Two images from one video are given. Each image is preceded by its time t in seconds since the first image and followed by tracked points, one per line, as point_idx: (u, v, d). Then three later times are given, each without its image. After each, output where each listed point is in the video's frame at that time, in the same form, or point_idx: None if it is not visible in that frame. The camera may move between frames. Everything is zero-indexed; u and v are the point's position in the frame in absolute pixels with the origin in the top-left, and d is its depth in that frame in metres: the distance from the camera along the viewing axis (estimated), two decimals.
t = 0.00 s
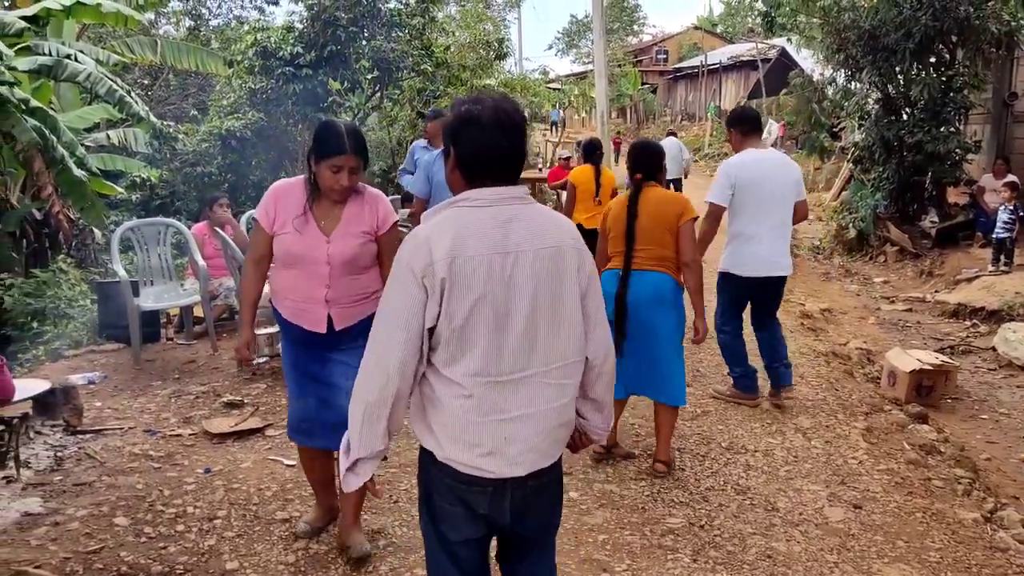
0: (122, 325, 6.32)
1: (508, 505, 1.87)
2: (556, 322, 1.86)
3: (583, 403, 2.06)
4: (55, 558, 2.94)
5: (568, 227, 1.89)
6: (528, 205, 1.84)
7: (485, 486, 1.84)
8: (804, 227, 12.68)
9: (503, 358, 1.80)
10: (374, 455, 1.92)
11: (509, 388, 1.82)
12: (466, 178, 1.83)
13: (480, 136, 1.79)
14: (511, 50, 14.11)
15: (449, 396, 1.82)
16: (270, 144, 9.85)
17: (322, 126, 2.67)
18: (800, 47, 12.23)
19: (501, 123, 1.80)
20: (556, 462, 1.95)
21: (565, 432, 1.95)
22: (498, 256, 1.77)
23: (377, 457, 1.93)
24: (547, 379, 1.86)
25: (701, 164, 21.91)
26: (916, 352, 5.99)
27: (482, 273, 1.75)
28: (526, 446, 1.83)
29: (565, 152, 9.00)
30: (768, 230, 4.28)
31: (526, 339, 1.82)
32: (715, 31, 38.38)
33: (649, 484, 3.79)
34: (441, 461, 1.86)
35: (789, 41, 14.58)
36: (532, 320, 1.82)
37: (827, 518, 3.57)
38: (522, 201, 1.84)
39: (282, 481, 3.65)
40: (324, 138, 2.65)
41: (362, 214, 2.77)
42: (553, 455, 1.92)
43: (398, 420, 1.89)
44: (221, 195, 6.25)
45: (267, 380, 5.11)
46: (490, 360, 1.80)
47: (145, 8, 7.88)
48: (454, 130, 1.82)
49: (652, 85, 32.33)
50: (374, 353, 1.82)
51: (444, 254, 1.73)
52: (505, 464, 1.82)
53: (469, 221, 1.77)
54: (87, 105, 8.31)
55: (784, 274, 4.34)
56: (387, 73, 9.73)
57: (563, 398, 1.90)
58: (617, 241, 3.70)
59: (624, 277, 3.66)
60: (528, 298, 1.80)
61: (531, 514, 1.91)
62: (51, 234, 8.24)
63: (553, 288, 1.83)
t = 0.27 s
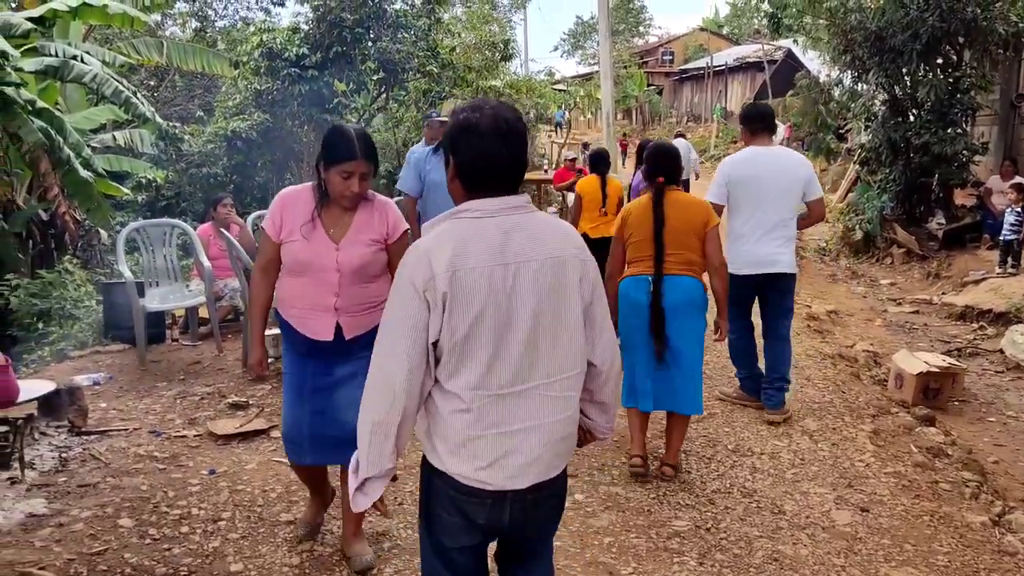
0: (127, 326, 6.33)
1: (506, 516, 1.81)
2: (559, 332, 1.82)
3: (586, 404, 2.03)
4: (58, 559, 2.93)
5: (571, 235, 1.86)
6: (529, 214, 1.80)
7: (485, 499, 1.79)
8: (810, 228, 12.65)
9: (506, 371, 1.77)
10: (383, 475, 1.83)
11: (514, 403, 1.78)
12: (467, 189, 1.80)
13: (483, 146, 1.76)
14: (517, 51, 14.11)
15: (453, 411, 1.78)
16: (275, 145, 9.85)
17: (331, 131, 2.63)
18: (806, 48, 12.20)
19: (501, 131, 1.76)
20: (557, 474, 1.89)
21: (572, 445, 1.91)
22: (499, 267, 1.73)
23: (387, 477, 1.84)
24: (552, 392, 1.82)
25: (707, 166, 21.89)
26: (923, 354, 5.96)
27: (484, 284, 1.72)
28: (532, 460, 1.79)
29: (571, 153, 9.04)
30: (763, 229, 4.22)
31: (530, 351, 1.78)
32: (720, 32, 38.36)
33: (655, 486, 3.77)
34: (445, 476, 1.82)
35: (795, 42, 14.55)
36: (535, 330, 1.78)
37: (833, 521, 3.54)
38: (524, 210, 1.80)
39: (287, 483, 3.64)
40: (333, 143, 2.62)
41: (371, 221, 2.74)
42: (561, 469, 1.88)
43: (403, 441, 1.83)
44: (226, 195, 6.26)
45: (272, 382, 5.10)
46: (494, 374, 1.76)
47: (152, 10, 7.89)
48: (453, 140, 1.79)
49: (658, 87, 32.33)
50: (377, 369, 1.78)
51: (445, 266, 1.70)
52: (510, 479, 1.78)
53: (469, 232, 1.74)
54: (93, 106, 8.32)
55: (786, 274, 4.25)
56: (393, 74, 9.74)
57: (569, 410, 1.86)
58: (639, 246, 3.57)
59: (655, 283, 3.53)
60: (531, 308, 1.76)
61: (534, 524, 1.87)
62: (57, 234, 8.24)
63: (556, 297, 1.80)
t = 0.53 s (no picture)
0: (131, 326, 6.34)
1: (531, 498, 1.85)
2: (584, 322, 1.84)
3: (611, 401, 2.01)
4: (62, 560, 2.93)
5: (599, 227, 1.87)
6: (557, 207, 1.82)
7: (511, 479, 1.83)
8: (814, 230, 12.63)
9: (530, 359, 1.79)
10: (420, 445, 1.91)
11: (536, 391, 1.81)
12: (497, 180, 1.82)
13: (511, 139, 1.78)
14: (521, 53, 14.10)
15: (477, 396, 1.82)
16: (279, 147, 9.86)
17: (331, 129, 2.61)
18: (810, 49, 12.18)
19: (530, 126, 1.78)
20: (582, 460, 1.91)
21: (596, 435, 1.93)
22: (525, 257, 1.76)
23: (423, 446, 1.92)
24: (575, 381, 1.84)
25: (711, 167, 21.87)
26: (928, 356, 5.94)
27: (509, 275, 1.75)
28: (554, 448, 1.82)
29: (574, 154, 9.07)
30: (759, 237, 4.22)
31: (555, 341, 1.80)
32: (724, 33, 38.32)
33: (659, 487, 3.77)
34: (470, 459, 1.85)
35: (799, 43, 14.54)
36: (559, 321, 1.80)
37: (837, 523, 3.53)
38: (552, 203, 1.82)
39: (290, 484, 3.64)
40: (333, 141, 2.60)
41: (371, 220, 2.73)
42: (584, 457, 1.90)
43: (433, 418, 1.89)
44: (229, 196, 6.26)
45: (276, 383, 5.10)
46: (518, 362, 1.79)
47: (156, 11, 7.90)
48: (483, 133, 1.82)
49: (662, 88, 32.31)
50: (407, 354, 1.82)
51: (472, 255, 1.73)
52: (532, 465, 1.81)
53: (497, 224, 1.77)
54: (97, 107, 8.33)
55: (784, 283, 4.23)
56: (396, 75, 9.75)
57: (592, 401, 1.87)
58: (645, 252, 3.48)
59: (665, 289, 3.45)
60: (556, 299, 1.78)
61: (553, 514, 1.90)
62: (61, 236, 8.25)
63: (582, 289, 1.81)
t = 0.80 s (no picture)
0: (132, 327, 6.34)
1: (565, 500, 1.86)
2: (623, 324, 1.85)
3: (648, 398, 2.06)
4: (62, 561, 2.92)
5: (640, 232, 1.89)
6: (602, 212, 1.84)
7: (545, 479, 1.83)
8: (815, 230, 12.62)
9: (572, 359, 1.81)
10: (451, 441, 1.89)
11: (575, 390, 1.82)
12: (544, 182, 1.83)
13: (562, 142, 1.80)
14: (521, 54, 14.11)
15: (516, 393, 1.83)
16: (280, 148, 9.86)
17: (309, 132, 2.60)
18: (811, 50, 12.18)
19: (579, 131, 1.80)
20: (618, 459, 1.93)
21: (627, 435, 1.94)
22: (571, 258, 1.77)
23: (455, 442, 1.90)
24: (612, 382, 1.86)
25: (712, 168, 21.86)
26: (930, 357, 5.93)
27: (556, 275, 1.76)
28: (590, 446, 1.83)
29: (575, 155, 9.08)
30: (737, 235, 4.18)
31: (595, 342, 1.82)
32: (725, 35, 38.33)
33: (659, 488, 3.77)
34: (503, 455, 1.85)
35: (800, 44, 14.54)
36: (601, 322, 1.81)
37: (839, 524, 3.52)
38: (597, 207, 1.84)
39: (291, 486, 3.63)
40: (314, 144, 2.59)
41: (349, 223, 2.77)
42: (617, 456, 1.91)
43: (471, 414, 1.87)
44: (230, 197, 6.26)
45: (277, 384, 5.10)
46: (559, 361, 1.80)
47: (157, 12, 7.90)
48: (532, 136, 1.83)
49: (662, 89, 32.32)
50: (450, 348, 1.81)
51: (521, 254, 1.74)
52: (569, 462, 1.82)
53: (546, 224, 1.78)
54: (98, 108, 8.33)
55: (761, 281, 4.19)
56: (397, 76, 9.78)
57: (626, 402, 1.89)
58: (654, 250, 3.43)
59: (675, 289, 3.41)
60: (599, 301, 1.80)
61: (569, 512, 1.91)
62: (62, 236, 8.24)
63: (623, 292, 1.83)
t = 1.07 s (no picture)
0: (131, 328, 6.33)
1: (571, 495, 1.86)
2: (629, 321, 1.84)
3: (653, 397, 2.07)
4: (61, 562, 2.92)
5: (650, 231, 1.88)
6: (613, 210, 1.84)
7: (547, 472, 1.83)
8: (814, 230, 12.62)
9: (577, 352, 1.80)
10: (469, 438, 1.88)
11: (579, 383, 1.82)
12: (556, 177, 1.85)
13: (574, 139, 1.81)
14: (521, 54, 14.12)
15: (521, 384, 1.83)
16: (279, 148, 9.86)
17: (289, 121, 2.61)
18: (810, 50, 12.19)
19: (590, 128, 1.81)
20: (624, 454, 1.92)
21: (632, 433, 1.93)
22: (578, 252, 1.77)
23: (470, 440, 1.89)
24: (617, 377, 1.85)
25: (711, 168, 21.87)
26: (929, 357, 5.93)
27: (562, 268, 1.76)
28: (592, 441, 1.82)
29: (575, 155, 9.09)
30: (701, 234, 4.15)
31: (599, 337, 1.81)
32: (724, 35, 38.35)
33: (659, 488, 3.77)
34: (507, 445, 1.86)
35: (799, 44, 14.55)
36: (606, 318, 1.81)
37: (839, 525, 3.52)
38: (607, 205, 1.84)
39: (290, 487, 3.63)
40: (293, 131, 2.60)
41: (336, 211, 2.76)
42: (621, 453, 1.91)
43: (488, 408, 1.87)
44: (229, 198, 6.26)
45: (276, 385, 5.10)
46: (563, 354, 1.80)
47: (156, 13, 7.90)
48: (545, 132, 1.85)
49: (662, 89, 32.35)
50: (460, 338, 1.82)
51: (529, 245, 1.74)
52: (570, 455, 1.81)
53: (555, 219, 1.78)
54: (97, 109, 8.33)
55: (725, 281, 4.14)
56: (397, 76, 9.81)
57: (630, 398, 1.88)
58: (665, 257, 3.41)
59: (687, 292, 3.39)
60: (604, 296, 1.79)
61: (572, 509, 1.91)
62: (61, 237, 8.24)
63: (629, 289, 1.82)
